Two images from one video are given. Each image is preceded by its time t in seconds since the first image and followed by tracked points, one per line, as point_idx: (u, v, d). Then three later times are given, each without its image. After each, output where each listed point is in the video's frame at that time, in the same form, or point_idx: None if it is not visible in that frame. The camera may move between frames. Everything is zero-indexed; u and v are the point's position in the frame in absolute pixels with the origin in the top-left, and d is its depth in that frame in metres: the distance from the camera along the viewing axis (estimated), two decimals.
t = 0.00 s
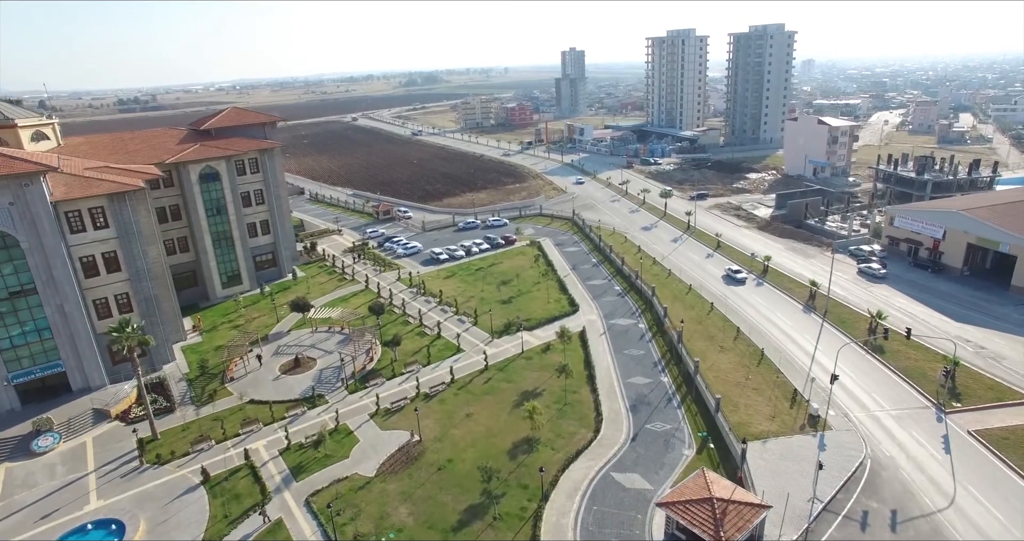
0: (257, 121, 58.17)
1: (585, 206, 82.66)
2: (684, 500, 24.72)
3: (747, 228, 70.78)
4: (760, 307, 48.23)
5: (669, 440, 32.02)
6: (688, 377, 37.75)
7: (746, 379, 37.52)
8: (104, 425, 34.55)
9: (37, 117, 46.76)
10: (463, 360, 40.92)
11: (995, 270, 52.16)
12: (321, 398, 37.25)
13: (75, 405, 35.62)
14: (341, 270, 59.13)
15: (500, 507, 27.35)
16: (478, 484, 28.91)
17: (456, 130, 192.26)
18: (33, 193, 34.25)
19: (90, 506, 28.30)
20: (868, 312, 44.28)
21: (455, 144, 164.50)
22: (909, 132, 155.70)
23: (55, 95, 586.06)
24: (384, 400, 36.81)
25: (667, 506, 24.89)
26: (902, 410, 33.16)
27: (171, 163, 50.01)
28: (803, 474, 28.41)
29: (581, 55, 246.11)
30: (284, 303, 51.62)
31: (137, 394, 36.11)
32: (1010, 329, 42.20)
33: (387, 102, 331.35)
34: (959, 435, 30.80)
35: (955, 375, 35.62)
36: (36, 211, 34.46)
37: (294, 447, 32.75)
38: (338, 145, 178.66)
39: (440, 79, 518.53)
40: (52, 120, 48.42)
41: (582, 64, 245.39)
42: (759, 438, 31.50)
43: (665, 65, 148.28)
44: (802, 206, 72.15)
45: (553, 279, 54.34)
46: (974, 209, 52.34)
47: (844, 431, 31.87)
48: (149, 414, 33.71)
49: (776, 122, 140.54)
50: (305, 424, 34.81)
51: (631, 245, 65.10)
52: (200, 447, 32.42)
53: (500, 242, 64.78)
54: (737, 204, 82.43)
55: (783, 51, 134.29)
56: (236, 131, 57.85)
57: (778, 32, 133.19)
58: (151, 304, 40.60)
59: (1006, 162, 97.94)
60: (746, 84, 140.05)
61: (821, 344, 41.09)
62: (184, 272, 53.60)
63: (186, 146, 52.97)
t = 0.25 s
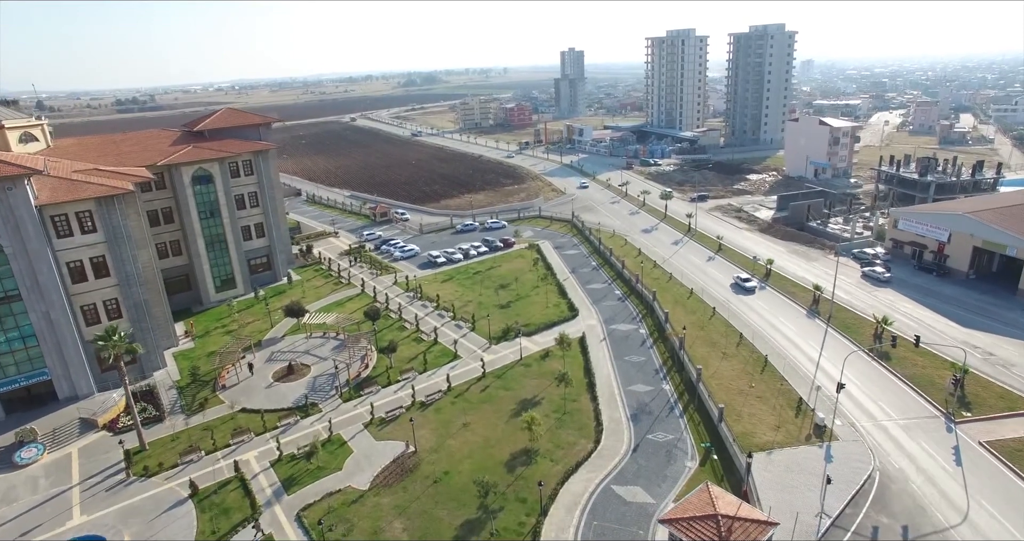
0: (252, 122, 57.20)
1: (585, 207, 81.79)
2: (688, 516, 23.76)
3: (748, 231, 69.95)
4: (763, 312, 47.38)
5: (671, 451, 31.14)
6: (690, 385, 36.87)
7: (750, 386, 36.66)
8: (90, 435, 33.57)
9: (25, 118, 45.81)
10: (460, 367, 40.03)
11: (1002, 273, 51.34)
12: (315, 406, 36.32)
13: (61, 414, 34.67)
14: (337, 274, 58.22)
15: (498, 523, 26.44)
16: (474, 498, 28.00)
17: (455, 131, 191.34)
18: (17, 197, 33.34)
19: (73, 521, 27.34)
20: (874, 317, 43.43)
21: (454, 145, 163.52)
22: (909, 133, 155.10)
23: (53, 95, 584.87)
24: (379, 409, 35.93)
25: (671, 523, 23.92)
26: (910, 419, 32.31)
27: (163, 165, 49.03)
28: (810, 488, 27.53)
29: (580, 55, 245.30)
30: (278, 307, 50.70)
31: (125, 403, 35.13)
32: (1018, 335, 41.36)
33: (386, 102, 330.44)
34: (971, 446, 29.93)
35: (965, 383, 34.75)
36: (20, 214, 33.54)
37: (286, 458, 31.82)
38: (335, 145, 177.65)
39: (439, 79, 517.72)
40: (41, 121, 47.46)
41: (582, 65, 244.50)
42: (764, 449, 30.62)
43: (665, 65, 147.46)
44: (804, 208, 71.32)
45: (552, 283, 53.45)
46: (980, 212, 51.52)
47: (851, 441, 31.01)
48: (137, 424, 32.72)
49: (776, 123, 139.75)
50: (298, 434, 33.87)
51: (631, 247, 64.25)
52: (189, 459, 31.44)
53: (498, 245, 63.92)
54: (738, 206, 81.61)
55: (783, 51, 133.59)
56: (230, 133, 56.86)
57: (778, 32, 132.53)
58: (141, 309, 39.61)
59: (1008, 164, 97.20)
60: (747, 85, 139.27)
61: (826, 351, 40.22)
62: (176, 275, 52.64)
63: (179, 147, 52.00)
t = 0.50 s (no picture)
0: (246, 124, 56.22)
1: (584, 209, 80.98)
2: (693, 534, 22.86)
3: (750, 233, 69.14)
4: (766, 317, 46.52)
5: (674, 463, 30.26)
6: (693, 393, 35.98)
7: (753, 394, 35.81)
8: (76, 446, 32.62)
9: (13, 120, 44.85)
10: (457, 375, 39.15)
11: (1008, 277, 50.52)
12: (308, 416, 35.39)
13: (46, 425, 33.72)
14: (332, 277, 57.33)
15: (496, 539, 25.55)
16: (472, 512, 27.10)
17: (454, 132, 190.36)
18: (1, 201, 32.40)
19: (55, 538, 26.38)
20: (880, 323, 42.55)
21: (452, 145, 162.58)
22: (909, 134, 154.46)
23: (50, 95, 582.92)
24: (373, 418, 35.03)
25: None
26: (920, 429, 31.44)
27: (154, 167, 48.08)
28: (819, 502, 26.65)
29: (579, 56, 244.46)
30: (273, 313, 49.77)
31: (112, 412, 34.12)
32: None
33: (385, 103, 329.58)
34: (983, 458, 29.05)
35: (975, 392, 33.90)
36: (3, 219, 32.61)
37: (277, 470, 30.87)
38: (333, 146, 176.62)
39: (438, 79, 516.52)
40: (30, 122, 46.51)
41: (581, 65, 243.57)
42: (770, 461, 29.72)
43: (665, 65, 146.65)
44: (806, 210, 70.53)
45: (551, 287, 52.60)
46: (986, 214, 50.68)
47: (859, 452, 30.12)
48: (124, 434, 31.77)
49: (776, 124, 139.02)
50: (291, 445, 32.94)
51: (631, 250, 63.43)
52: (177, 471, 30.49)
53: (496, 248, 63.08)
54: (739, 207, 80.78)
55: (784, 52, 132.95)
56: (223, 135, 55.88)
57: (778, 32, 131.90)
58: (130, 315, 38.61)
59: (1011, 165, 96.49)
60: (747, 86, 138.57)
61: (832, 358, 39.35)
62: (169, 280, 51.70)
63: (172, 149, 51.06)
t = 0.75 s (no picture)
0: (240, 125, 55.18)
1: (584, 211, 80.10)
2: None
3: (751, 235, 68.31)
4: (769, 322, 45.69)
5: (677, 475, 29.37)
6: (696, 402, 35.10)
7: (758, 402, 34.93)
8: (61, 457, 31.67)
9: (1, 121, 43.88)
10: (454, 382, 38.26)
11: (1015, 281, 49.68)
12: (301, 425, 34.45)
13: (30, 435, 32.78)
14: (328, 281, 56.42)
15: None
16: (468, 527, 26.18)
17: (452, 132, 189.41)
18: None
19: None
20: (886, 328, 41.69)
21: (451, 146, 161.66)
22: (910, 134, 153.75)
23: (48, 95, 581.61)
24: (368, 427, 34.11)
25: None
26: (930, 440, 30.58)
27: (145, 170, 47.08)
28: (827, 517, 25.75)
29: (578, 56, 243.67)
30: (266, 317, 48.84)
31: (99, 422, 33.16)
32: None
33: (383, 103, 328.70)
34: (996, 470, 28.18)
35: (985, 401, 33.04)
36: None
37: (268, 482, 29.91)
38: (331, 147, 175.61)
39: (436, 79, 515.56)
40: (19, 123, 45.52)
41: (580, 65, 242.71)
42: (775, 473, 28.84)
43: (665, 65, 145.85)
44: (808, 212, 69.71)
45: (550, 291, 51.72)
46: (992, 217, 49.85)
47: (867, 463, 29.24)
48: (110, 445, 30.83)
49: (777, 124, 138.23)
50: (282, 455, 32.00)
51: (631, 253, 62.57)
52: (164, 484, 29.52)
53: (495, 251, 62.20)
54: (740, 209, 79.96)
55: (784, 52, 132.27)
56: (217, 136, 54.84)
57: (779, 32, 131.23)
58: (118, 321, 37.62)
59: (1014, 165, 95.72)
60: (747, 86, 137.81)
61: (838, 365, 38.48)
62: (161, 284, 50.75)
63: (164, 150, 50.05)
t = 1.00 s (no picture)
0: (235, 126, 54.16)
1: (583, 213, 79.28)
2: None
3: (753, 238, 67.48)
4: (773, 328, 44.84)
5: (680, 488, 28.46)
6: (700, 411, 34.22)
7: (763, 412, 34.06)
8: (46, 469, 30.72)
9: None
10: (451, 390, 37.36)
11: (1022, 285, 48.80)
12: (294, 435, 33.52)
13: (14, 447, 31.84)
14: (324, 284, 55.52)
15: None
16: None
17: (451, 133, 188.45)
18: None
19: None
20: (892, 334, 40.85)
21: (449, 147, 160.78)
22: (911, 135, 153.08)
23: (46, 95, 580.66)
24: (362, 438, 33.20)
25: None
26: (941, 451, 29.72)
27: (137, 172, 46.08)
28: (837, 533, 24.85)
29: (577, 56, 242.92)
30: (261, 322, 47.86)
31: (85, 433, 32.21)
32: None
33: (382, 104, 327.69)
34: (1011, 483, 27.29)
35: (997, 410, 32.17)
36: None
37: (259, 495, 28.96)
38: (329, 147, 174.66)
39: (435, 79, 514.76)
40: (7, 124, 44.51)
41: (579, 65, 241.63)
42: (782, 486, 27.91)
43: (665, 65, 145.08)
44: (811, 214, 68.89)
45: (549, 295, 50.83)
46: (999, 220, 49.01)
47: (877, 476, 28.35)
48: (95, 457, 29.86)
49: (777, 125, 137.50)
50: (274, 467, 31.05)
51: (632, 256, 61.71)
52: (152, 497, 28.57)
53: (493, 254, 61.33)
54: (741, 211, 79.15)
55: (785, 52, 131.60)
56: (211, 137, 53.81)
57: (779, 32, 130.56)
58: (107, 328, 36.63)
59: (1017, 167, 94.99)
60: (747, 87, 137.06)
61: (844, 373, 37.61)
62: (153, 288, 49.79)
63: (156, 152, 49.03)
